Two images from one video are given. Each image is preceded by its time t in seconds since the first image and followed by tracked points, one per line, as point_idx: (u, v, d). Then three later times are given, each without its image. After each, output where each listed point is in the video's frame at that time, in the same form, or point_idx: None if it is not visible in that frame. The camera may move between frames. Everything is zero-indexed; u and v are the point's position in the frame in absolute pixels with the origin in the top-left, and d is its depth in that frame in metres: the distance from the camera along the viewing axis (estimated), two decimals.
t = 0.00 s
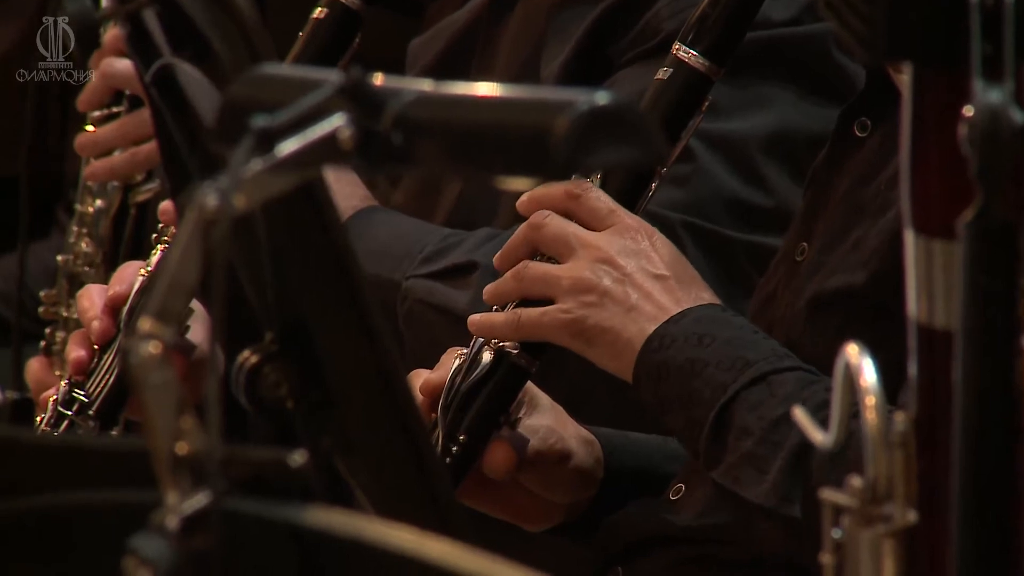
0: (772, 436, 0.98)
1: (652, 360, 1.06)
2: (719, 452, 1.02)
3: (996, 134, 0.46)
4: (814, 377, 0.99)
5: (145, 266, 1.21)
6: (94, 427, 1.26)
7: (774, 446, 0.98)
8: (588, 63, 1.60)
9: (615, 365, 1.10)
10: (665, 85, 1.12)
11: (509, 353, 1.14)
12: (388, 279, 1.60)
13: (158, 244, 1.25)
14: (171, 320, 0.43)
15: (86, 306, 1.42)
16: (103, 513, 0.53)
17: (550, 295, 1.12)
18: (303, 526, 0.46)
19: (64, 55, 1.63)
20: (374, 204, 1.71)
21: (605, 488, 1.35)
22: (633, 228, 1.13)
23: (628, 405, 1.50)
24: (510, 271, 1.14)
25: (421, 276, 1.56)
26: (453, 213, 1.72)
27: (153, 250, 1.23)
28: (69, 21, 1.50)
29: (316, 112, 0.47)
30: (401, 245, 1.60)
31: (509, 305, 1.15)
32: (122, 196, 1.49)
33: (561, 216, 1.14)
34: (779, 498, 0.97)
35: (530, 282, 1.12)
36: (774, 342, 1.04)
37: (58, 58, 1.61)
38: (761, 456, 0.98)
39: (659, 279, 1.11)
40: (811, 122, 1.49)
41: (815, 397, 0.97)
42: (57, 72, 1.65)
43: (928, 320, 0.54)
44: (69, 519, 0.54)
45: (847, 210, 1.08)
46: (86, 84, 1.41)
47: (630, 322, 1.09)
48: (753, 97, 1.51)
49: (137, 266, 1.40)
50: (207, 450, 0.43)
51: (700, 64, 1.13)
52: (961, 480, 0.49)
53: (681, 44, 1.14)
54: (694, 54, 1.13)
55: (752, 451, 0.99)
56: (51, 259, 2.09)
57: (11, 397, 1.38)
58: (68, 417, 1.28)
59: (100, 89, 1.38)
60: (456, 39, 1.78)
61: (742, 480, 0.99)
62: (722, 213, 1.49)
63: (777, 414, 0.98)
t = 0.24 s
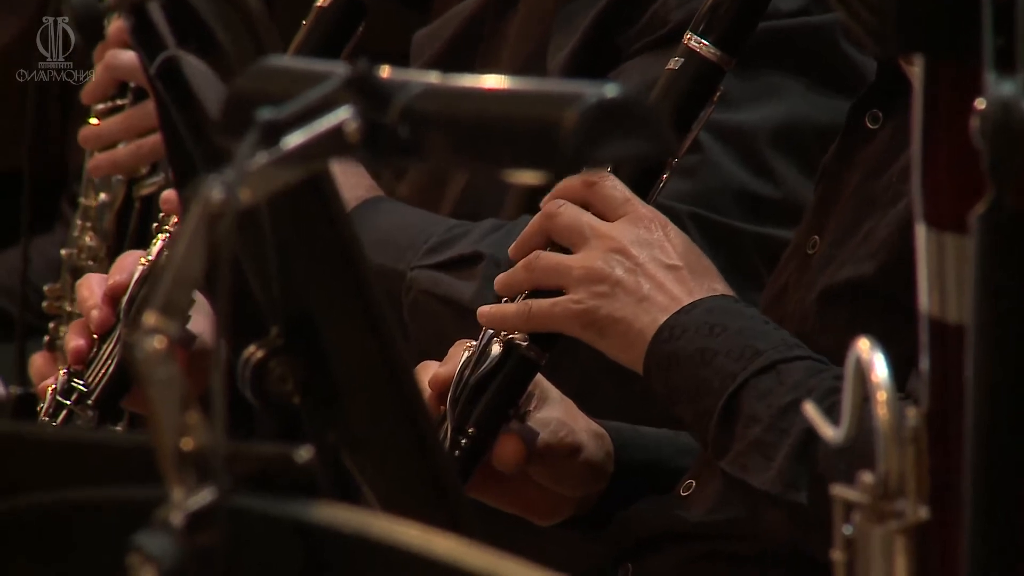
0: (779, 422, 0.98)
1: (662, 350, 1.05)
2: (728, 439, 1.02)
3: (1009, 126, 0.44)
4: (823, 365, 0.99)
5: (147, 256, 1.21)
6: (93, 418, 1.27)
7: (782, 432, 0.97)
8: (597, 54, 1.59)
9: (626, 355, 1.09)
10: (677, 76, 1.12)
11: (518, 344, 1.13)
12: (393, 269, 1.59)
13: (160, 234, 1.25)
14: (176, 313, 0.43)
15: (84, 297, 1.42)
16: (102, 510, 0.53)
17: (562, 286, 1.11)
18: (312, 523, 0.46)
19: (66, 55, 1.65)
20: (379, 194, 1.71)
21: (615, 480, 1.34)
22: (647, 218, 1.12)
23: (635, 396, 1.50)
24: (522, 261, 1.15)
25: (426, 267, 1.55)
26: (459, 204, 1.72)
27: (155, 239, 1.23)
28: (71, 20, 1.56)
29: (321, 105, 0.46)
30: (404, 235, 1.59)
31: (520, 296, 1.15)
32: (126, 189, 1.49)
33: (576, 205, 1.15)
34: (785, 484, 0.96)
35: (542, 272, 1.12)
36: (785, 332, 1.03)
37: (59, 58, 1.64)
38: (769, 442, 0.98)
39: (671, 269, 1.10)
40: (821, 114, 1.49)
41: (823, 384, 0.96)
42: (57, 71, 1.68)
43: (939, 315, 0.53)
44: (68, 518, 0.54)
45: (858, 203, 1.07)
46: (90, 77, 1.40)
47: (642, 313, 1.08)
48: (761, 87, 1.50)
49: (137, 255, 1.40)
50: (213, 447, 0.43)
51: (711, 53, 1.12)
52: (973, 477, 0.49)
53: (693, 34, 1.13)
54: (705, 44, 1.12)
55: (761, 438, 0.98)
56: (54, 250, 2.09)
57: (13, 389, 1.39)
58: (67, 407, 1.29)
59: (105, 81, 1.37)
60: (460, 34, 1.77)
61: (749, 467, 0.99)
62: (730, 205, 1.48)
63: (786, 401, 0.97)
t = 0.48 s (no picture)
0: (794, 431, 0.97)
1: (674, 353, 1.05)
2: (741, 450, 1.01)
3: (1021, 119, 0.44)
4: (837, 372, 0.98)
5: (149, 249, 1.21)
6: (93, 412, 1.26)
7: (797, 442, 0.97)
8: (603, 47, 1.59)
9: (638, 359, 1.09)
10: (685, 69, 1.11)
11: (525, 342, 1.12)
12: (397, 262, 1.59)
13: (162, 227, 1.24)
14: (179, 308, 0.43)
15: (84, 290, 1.42)
16: (104, 509, 0.53)
17: (570, 287, 1.10)
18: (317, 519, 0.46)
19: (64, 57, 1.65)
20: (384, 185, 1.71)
21: (625, 479, 1.33)
22: (654, 215, 1.11)
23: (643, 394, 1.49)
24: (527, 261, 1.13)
25: (429, 260, 1.55)
26: (465, 198, 1.71)
27: (155, 231, 1.22)
28: (70, 19, 1.60)
29: (328, 98, 0.45)
30: (406, 227, 1.59)
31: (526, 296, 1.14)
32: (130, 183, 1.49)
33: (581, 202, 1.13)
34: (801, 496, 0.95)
35: (549, 272, 1.11)
36: (797, 334, 1.03)
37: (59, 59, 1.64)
38: (784, 452, 0.97)
39: (681, 269, 1.10)
40: (829, 106, 1.48)
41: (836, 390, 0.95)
42: (56, 72, 1.66)
43: (950, 309, 0.53)
44: (69, 515, 0.54)
45: (870, 198, 1.07)
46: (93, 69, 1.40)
47: (652, 315, 1.08)
48: (768, 79, 1.49)
49: (136, 247, 1.40)
50: (216, 445, 0.42)
51: (719, 47, 1.11)
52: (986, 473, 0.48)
53: (700, 28, 1.13)
54: (713, 37, 1.11)
55: (774, 447, 0.97)
56: (56, 244, 2.09)
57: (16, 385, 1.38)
58: (66, 401, 1.28)
59: (109, 74, 1.36)
60: (464, 26, 1.77)
61: (763, 477, 0.98)
62: (737, 198, 1.48)
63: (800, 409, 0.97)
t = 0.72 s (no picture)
0: (806, 429, 0.96)
1: (682, 353, 1.05)
2: (753, 450, 1.00)
3: None
4: (848, 369, 0.97)
5: (154, 255, 1.20)
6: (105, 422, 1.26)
7: (809, 440, 0.96)
8: (609, 39, 1.58)
9: (645, 355, 1.08)
10: (692, 61, 1.11)
11: (531, 337, 1.11)
12: (408, 266, 1.59)
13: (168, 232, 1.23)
14: (182, 302, 0.43)
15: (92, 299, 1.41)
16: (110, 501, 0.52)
17: (576, 283, 1.09)
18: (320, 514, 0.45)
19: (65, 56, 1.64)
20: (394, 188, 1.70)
21: (631, 475, 1.32)
22: (659, 210, 1.11)
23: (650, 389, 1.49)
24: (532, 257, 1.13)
25: (441, 264, 1.54)
26: (470, 192, 1.71)
27: (164, 238, 1.21)
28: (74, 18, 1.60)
29: (332, 89, 0.45)
30: (416, 230, 1.59)
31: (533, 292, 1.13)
32: (134, 175, 1.48)
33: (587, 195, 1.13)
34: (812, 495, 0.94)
35: (554, 268, 1.10)
36: (807, 330, 1.02)
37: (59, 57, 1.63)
38: (795, 451, 0.96)
39: (688, 264, 1.09)
40: (838, 98, 1.47)
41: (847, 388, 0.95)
42: (57, 73, 1.65)
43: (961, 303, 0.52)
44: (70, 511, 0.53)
45: (879, 192, 1.06)
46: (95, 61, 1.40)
47: (658, 311, 1.07)
48: (775, 73, 1.50)
49: (144, 256, 1.40)
50: (219, 439, 0.42)
51: (726, 39, 1.10)
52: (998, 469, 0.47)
53: (707, 20, 1.12)
54: (720, 29, 1.11)
55: (785, 445, 0.97)
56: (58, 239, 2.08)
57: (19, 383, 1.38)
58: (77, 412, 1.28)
59: (112, 66, 1.36)
60: (465, 23, 1.76)
61: (775, 476, 0.97)
62: (746, 192, 1.47)
63: (811, 408, 0.96)
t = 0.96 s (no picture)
0: (811, 412, 0.96)
1: (687, 335, 1.04)
2: (757, 432, 1.01)
3: None
4: (854, 353, 0.97)
5: (156, 245, 1.19)
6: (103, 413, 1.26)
7: (814, 421, 0.96)
8: (616, 28, 1.57)
9: (649, 341, 1.08)
10: (700, 51, 1.10)
11: (537, 328, 1.11)
12: (410, 256, 1.58)
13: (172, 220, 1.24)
14: (186, 296, 0.42)
15: (93, 289, 1.40)
16: (109, 503, 0.52)
17: (582, 271, 1.09)
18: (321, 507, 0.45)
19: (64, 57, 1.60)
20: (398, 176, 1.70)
21: (638, 467, 1.32)
22: (667, 198, 1.10)
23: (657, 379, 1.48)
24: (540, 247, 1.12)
25: (445, 254, 1.54)
26: (476, 183, 1.70)
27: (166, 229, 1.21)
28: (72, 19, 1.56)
29: (335, 82, 0.44)
30: (420, 218, 1.58)
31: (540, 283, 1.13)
32: (136, 167, 1.49)
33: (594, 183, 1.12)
34: (817, 476, 0.94)
35: (561, 258, 1.10)
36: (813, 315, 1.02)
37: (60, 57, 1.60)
38: (800, 433, 0.96)
39: (694, 251, 1.08)
40: (847, 87, 1.47)
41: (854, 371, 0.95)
42: (56, 73, 1.62)
43: (971, 297, 0.52)
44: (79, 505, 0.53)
45: (888, 182, 1.05)
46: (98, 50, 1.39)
47: (664, 298, 1.06)
48: (784, 61, 1.49)
49: (145, 246, 1.41)
50: (222, 433, 0.41)
51: (735, 28, 1.10)
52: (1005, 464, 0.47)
53: (717, 9, 1.11)
54: (729, 18, 1.10)
55: (791, 427, 0.97)
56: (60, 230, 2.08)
57: (20, 376, 1.37)
58: (78, 402, 1.27)
59: (114, 56, 1.35)
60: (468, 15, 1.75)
61: (780, 458, 0.97)
62: (756, 182, 1.46)
63: (816, 390, 0.96)
